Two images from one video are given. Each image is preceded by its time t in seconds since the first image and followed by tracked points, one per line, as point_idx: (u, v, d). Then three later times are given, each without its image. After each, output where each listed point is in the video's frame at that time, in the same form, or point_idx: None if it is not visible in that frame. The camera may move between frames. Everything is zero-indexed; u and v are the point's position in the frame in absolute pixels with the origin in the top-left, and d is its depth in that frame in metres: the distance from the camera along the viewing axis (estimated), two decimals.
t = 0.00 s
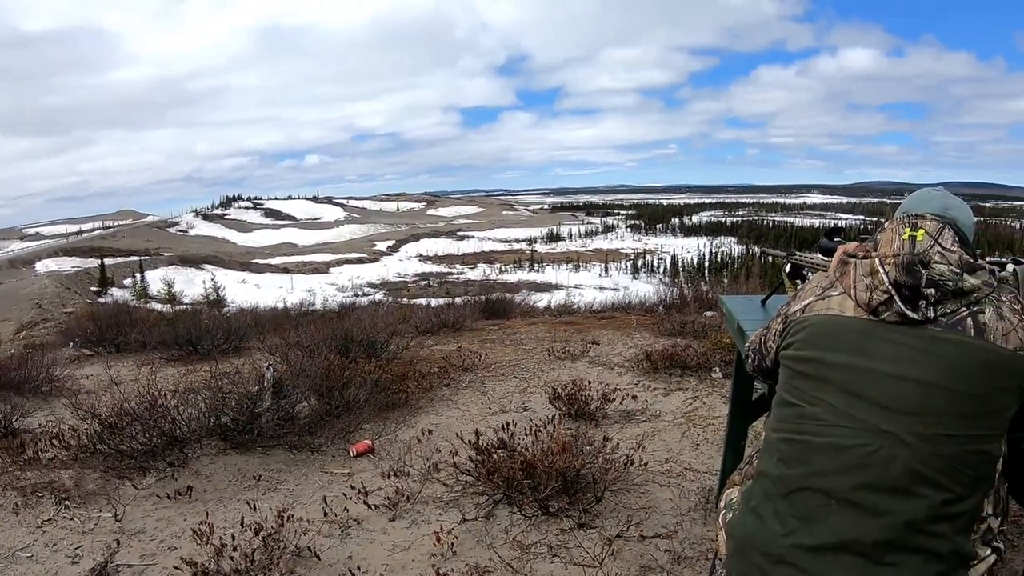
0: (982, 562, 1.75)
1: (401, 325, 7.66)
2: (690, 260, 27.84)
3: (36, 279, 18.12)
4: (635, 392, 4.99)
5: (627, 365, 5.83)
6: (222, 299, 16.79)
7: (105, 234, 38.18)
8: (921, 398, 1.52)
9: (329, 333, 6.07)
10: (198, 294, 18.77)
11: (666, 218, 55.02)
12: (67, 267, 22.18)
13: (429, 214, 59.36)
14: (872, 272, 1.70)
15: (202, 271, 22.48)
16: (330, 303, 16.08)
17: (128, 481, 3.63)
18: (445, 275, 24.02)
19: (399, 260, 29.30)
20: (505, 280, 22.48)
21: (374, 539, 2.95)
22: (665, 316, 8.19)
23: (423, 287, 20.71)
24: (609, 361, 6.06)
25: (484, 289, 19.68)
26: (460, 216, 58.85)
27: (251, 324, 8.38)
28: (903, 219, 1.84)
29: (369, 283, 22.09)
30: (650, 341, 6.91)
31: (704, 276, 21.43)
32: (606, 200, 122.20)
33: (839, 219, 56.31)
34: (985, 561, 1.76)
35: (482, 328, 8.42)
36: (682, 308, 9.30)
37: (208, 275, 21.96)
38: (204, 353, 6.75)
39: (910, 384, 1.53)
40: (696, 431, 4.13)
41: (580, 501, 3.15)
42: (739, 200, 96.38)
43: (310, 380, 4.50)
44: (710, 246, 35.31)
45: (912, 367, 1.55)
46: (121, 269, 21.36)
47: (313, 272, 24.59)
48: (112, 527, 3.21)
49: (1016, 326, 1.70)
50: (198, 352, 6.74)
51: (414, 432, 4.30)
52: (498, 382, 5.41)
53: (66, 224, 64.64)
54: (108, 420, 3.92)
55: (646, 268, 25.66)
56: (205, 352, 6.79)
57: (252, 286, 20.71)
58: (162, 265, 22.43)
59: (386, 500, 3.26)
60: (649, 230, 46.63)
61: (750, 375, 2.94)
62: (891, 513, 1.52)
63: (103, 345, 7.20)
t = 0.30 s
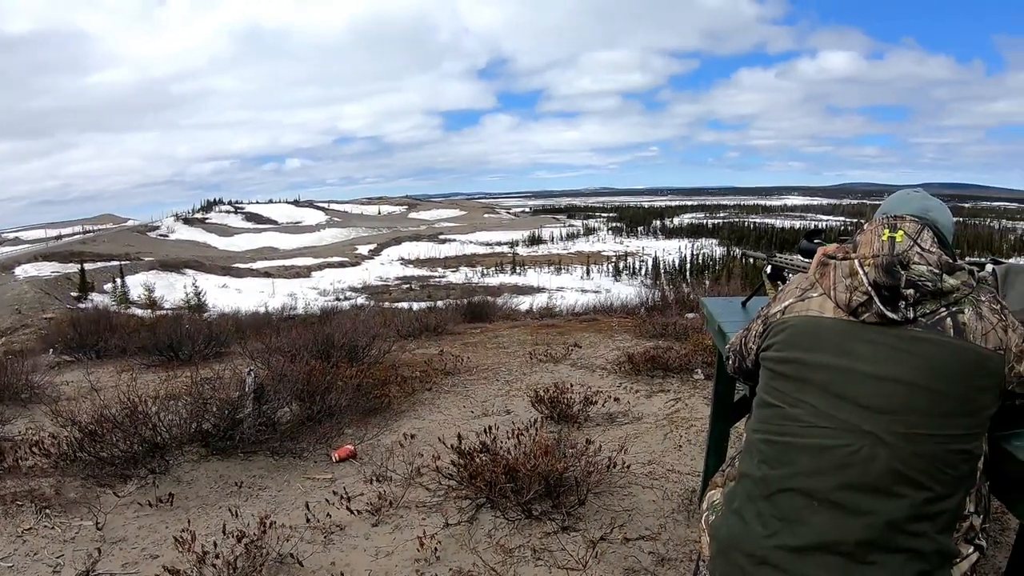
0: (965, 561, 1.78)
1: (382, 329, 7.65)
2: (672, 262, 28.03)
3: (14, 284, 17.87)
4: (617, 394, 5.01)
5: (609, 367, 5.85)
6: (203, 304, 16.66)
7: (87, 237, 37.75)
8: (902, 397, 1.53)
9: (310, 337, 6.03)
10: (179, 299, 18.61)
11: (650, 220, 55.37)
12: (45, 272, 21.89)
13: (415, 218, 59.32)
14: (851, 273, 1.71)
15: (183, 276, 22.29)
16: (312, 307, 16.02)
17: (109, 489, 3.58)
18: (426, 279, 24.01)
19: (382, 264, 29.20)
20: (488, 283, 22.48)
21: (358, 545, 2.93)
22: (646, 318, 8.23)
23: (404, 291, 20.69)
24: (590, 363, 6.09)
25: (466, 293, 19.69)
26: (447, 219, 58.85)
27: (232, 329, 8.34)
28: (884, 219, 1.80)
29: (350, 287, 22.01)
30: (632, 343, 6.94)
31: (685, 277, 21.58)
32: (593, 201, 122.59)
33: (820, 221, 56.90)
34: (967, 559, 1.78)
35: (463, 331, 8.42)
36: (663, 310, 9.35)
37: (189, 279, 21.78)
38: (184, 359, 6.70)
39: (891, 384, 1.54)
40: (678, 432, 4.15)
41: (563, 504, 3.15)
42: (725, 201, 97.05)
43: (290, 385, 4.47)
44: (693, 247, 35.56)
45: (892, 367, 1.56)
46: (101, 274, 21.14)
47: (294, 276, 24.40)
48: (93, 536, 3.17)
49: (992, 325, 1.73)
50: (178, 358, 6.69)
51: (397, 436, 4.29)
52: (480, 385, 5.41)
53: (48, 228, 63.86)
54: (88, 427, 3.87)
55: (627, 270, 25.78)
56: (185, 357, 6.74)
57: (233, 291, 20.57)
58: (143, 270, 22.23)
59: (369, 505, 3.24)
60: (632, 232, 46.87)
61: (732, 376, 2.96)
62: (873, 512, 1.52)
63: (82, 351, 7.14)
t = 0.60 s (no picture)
0: (947, 561, 1.79)
1: (365, 333, 7.63)
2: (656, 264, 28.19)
3: None
4: (601, 397, 5.02)
5: (592, 370, 5.87)
6: (186, 309, 16.56)
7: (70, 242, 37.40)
8: (881, 399, 1.54)
9: (292, 342, 6.01)
10: (162, 303, 18.48)
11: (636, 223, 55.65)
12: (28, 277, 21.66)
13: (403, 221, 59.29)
14: (831, 276, 1.71)
15: (166, 280, 22.14)
16: (296, 312, 15.96)
17: (92, 497, 3.54)
18: (409, 283, 24.00)
19: (367, 268, 29.08)
20: (471, 286, 22.47)
21: (342, 551, 2.91)
22: (629, 321, 8.26)
23: (387, 295, 20.66)
24: (573, 366, 6.10)
25: (449, 296, 19.70)
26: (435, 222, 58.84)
27: (215, 334, 8.30)
28: (863, 223, 1.89)
29: (334, 291, 21.94)
30: (615, 346, 6.97)
31: (669, 279, 21.69)
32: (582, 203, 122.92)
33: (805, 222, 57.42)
34: (950, 559, 1.80)
35: (446, 335, 8.42)
36: (646, 312, 9.40)
37: (172, 284, 21.61)
38: (167, 365, 6.67)
39: (871, 385, 1.55)
40: (662, 434, 4.16)
41: (547, 508, 3.15)
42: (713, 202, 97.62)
43: (273, 391, 4.44)
44: (677, 250, 35.75)
45: (871, 369, 1.57)
46: (83, 280, 20.95)
47: (279, 280, 24.29)
48: (75, 544, 3.13)
49: (973, 327, 1.74)
50: (161, 364, 6.65)
51: (380, 442, 4.27)
52: (464, 389, 5.41)
53: (31, 232, 63.20)
54: (70, 435, 3.83)
55: (610, 273, 25.88)
56: (167, 363, 6.70)
57: (216, 295, 20.46)
58: (126, 275, 22.07)
59: (353, 510, 3.23)
60: (617, 235, 47.07)
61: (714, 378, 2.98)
62: (855, 513, 1.52)
63: (63, 358, 7.08)
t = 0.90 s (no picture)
0: (929, 560, 1.80)
1: (348, 338, 7.61)
2: (641, 267, 28.32)
3: None
4: (584, 400, 5.03)
5: (576, 373, 5.88)
6: (169, 314, 16.46)
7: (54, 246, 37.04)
8: (861, 400, 1.55)
9: (275, 347, 5.97)
10: (145, 309, 18.34)
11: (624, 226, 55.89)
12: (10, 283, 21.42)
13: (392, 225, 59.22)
14: (810, 278, 1.73)
15: (149, 285, 21.97)
16: (279, 316, 15.89)
17: (74, 505, 3.51)
18: (393, 287, 23.95)
19: (351, 272, 28.93)
20: (456, 290, 22.43)
21: (326, 557, 2.90)
22: (612, 324, 8.29)
23: (371, 299, 20.62)
24: (557, 369, 6.11)
25: (433, 300, 19.67)
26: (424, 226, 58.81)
27: (198, 339, 8.25)
28: (842, 227, 1.87)
29: (318, 295, 21.85)
30: (599, 349, 6.98)
31: (652, 282, 21.78)
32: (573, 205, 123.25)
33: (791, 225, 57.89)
34: (932, 559, 1.81)
35: (430, 340, 8.41)
36: (629, 315, 9.43)
37: (155, 289, 21.39)
38: (150, 371, 6.62)
39: (852, 387, 1.56)
40: (646, 437, 4.18)
41: (531, 511, 3.15)
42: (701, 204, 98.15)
43: (256, 396, 4.43)
44: (663, 253, 35.90)
45: (851, 371, 1.58)
46: (66, 285, 20.76)
47: (263, 284, 24.16)
48: (58, 553, 3.09)
49: (951, 328, 1.77)
50: (144, 370, 6.60)
51: (364, 446, 4.26)
52: (448, 394, 5.40)
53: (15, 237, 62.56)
54: (53, 442, 3.78)
55: (594, 276, 25.95)
56: (150, 369, 6.65)
57: (200, 300, 20.33)
58: (108, 281, 21.91)
59: (337, 516, 3.21)
60: (603, 238, 47.22)
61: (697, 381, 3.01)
62: (837, 513, 1.53)
63: (45, 364, 7.01)
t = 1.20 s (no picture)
0: (910, 560, 1.81)
1: (330, 342, 7.57)
2: (626, 271, 28.40)
3: None
4: (567, 404, 5.04)
5: (559, 377, 5.88)
6: (151, 319, 16.32)
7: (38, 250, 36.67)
8: (843, 403, 1.56)
9: (258, 352, 5.93)
10: (127, 314, 18.18)
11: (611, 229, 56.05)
12: None
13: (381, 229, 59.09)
14: (791, 281, 1.75)
15: (131, 290, 21.79)
16: (262, 321, 15.81)
17: (56, 513, 3.47)
18: (377, 291, 23.89)
19: (334, 276, 28.78)
20: (439, 294, 22.38)
21: (309, 563, 2.89)
22: (596, 327, 8.31)
23: (355, 303, 20.55)
24: (541, 373, 6.12)
25: (417, 304, 19.65)
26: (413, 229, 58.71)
27: (180, 344, 8.19)
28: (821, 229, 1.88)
29: (301, 300, 21.75)
30: (582, 352, 7.00)
31: (634, 286, 21.84)
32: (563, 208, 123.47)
33: (777, 228, 58.26)
34: (913, 559, 1.81)
35: (414, 344, 8.40)
36: (612, 319, 9.46)
37: (136, 294, 21.17)
38: (132, 377, 6.56)
39: (834, 390, 1.57)
40: (629, 440, 4.19)
41: (515, 516, 3.15)
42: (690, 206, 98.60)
43: (239, 403, 4.40)
44: (648, 256, 36.02)
45: (833, 374, 1.59)
46: (47, 290, 20.55)
47: (246, 289, 24.03)
48: (40, 561, 3.06)
49: (932, 330, 1.80)
50: (126, 376, 6.55)
51: (347, 452, 4.25)
52: (431, 398, 5.40)
53: None
54: (34, 449, 3.74)
55: (578, 279, 25.98)
56: (133, 375, 6.60)
57: (183, 305, 20.18)
58: (90, 286, 21.71)
59: (320, 522, 3.20)
60: (589, 241, 47.35)
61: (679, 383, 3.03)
62: (820, 516, 1.53)
63: (26, 370, 6.97)
